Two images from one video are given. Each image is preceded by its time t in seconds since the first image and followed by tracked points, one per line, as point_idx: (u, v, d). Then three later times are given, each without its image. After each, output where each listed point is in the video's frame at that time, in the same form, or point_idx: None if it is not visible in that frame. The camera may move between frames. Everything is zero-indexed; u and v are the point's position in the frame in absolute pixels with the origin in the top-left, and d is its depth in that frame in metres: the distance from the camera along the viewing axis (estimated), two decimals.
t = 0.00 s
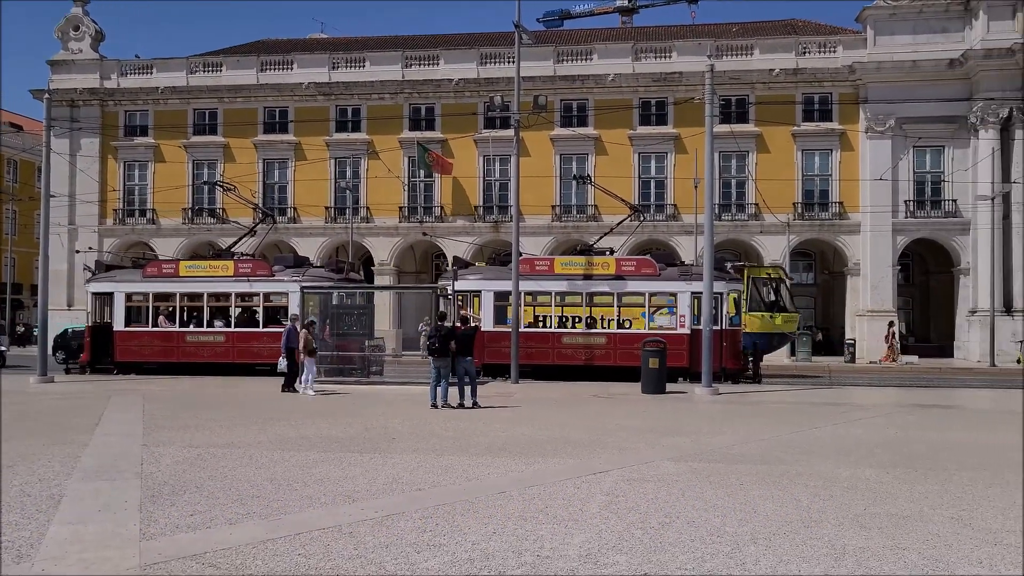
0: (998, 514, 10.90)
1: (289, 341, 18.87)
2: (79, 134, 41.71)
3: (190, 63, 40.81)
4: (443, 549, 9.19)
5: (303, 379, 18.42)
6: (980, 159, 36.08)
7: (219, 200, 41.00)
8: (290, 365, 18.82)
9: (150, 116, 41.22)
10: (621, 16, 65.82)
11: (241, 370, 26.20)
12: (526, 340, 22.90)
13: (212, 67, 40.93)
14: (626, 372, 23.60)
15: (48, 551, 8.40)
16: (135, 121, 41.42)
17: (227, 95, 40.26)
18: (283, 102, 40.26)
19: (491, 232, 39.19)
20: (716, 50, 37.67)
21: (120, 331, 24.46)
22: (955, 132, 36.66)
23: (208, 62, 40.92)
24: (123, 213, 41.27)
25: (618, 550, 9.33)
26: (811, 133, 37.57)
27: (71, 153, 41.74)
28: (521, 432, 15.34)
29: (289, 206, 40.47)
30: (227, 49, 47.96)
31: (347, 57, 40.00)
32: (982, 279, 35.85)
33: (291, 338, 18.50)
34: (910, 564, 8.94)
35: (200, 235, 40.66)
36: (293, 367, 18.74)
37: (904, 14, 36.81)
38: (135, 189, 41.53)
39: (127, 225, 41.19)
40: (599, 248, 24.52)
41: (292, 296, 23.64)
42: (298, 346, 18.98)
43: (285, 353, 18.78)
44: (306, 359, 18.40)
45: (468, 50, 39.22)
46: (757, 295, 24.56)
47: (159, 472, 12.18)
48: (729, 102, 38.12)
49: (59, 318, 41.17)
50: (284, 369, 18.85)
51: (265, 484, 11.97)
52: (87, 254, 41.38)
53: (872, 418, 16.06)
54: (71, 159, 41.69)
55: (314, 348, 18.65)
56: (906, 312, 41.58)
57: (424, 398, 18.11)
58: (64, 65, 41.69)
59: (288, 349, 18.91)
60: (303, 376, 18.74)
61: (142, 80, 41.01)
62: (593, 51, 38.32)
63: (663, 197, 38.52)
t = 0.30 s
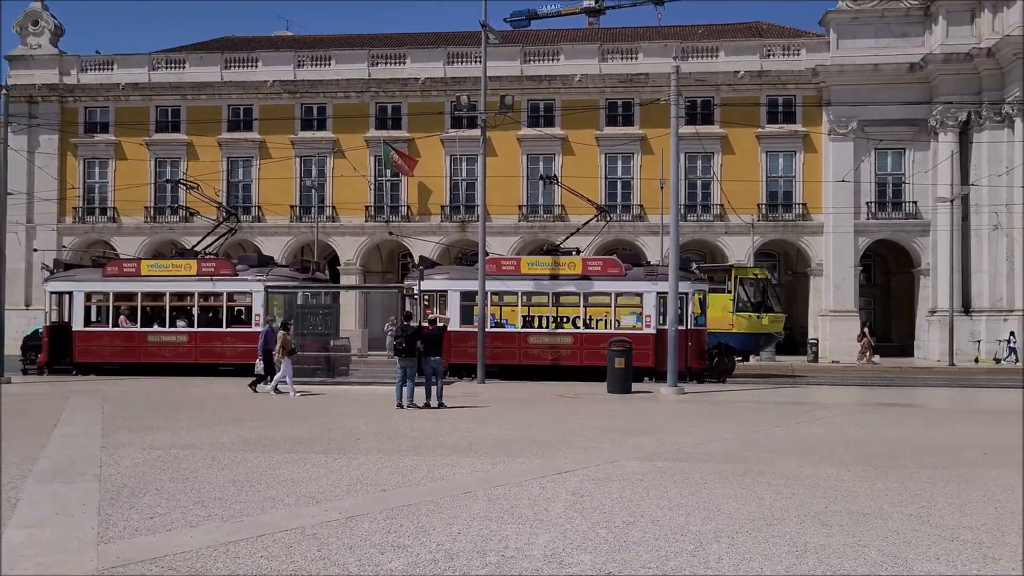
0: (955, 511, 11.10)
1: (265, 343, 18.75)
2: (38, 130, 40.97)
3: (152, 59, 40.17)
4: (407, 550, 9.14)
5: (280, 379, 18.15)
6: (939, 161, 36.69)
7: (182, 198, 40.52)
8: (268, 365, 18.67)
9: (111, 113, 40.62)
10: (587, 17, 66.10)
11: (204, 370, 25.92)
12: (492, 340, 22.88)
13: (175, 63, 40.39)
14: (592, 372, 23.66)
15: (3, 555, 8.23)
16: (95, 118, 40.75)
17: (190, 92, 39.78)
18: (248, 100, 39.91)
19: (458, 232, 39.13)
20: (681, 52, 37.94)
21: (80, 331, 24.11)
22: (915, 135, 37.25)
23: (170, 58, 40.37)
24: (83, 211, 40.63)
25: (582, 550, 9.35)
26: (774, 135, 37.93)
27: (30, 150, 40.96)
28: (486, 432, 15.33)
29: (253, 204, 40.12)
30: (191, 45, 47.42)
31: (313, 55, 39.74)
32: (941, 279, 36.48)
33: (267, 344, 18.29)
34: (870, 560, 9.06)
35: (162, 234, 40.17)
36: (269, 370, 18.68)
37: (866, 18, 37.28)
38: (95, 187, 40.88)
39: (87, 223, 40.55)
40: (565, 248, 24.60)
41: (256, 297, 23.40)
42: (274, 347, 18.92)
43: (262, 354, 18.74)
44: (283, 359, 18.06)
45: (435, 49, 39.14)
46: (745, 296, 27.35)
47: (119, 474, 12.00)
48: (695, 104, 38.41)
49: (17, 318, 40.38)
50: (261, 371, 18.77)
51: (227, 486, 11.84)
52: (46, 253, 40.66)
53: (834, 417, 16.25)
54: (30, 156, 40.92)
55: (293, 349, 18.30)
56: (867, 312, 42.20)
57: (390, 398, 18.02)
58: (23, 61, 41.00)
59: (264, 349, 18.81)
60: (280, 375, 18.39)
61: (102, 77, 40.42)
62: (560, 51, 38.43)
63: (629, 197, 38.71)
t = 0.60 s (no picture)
0: (899, 506, 11.31)
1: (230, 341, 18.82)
2: None
3: (98, 53, 39.37)
4: (357, 551, 9.06)
5: (245, 380, 17.79)
6: (886, 164, 37.44)
7: (129, 195, 39.74)
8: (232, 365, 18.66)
9: (55, 107, 39.71)
10: (542, 17, 66.39)
11: (152, 370, 25.47)
12: (446, 340, 22.84)
13: (122, 57, 39.60)
14: (547, 371, 23.70)
15: None
16: (38, 112, 39.74)
17: (137, 87, 39.08)
18: (198, 96, 39.35)
19: (412, 231, 38.99)
20: (635, 53, 38.22)
21: (22, 330, 23.55)
22: (863, 138, 38.10)
23: (116, 52, 39.59)
24: (26, 208, 39.66)
25: (533, 549, 9.34)
26: (726, 137, 38.34)
27: None
28: (437, 432, 15.27)
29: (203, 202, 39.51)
30: (139, 40, 46.59)
31: (264, 51, 39.33)
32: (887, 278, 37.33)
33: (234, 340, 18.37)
34: (817, 556, 9.19)
35: (110, 232, 39.43)
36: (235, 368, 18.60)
37: (816, 22, 38.00)
38: (39, 183, 39.90)
39: (30, 220, 39.59)
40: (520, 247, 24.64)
41: (207, 295, 23.25)
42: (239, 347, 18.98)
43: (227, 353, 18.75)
44: (249, 357, 17.80)
45: (389, 47, 38.98)
46: (723, 296, 27.52)
47: (60, 478, 11.72)
48: (648, 105, 38.68)
49: None
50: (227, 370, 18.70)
51: (173, 488, 11.62)
52: None
53: (784, 415, 16.48)
54: None
55: (258, 348, 18.06)
56: (816, 312, 42.88)
57: (341, 399, 17.86)
58: None
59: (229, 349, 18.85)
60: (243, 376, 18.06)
61: (46, 70, 39.51)
62: (515, 51, 38.49)
63: (583, 198, 38.86)
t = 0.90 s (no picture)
0: (837, 502, 11.53)
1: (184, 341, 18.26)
2: None
3: (33, 46, 38.48)
4: (298, 553, 8.93)
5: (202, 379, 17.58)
6: (825, 167, 38.24)
7: (64, 191, 38.75)
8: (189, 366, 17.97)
9: None
10: (489, 16, 66.52)
11: (89, 371, 24.89)
12: (391, 339, 22.72)
13: (58, 50, 38.70)
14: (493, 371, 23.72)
15: None
16: None
17: (74, 79, 38.08)
18: (136, 90, 38.54)
19: (357, 230, 38.75)
20: (581, 55, 38.47)
21: None
22: (803, 141, 38.89)
23: (52, 45, 38.67)
24: None
25: (476, 549, 9.31)
26: (671, 138, 38.81)
27: None
28: (382, 432, 15.17)
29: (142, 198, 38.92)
30: (76, 32, 45.51)
31: (206, 46, 38.76)
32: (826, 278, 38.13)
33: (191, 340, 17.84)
34: (756, 552, 9.31)
35: (42, 228, 37.84)
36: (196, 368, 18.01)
37: (758, 27, 38.65)
38: None
39: None
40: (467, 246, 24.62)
41: (144, 294, 22.77)
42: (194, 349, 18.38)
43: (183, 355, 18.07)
44: (206, 357, 17.58)
45: (334, 43, 38.67)
46: (695, 296, 27.09)
47: None
48: (594, 106, 38.93)
49: None
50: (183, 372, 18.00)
51: (108, 491, 11.34)
52: None
53: (726, 413, 16.71)
54: None
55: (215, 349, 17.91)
56: (758, 312, 43.57)
57: (283, 399, 17.62)
58: None
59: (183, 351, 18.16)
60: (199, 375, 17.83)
61: None
62: (462, 50, 38.46)
63: (529, 198, 39.03)
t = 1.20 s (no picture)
0: (787, 498, 11.67)
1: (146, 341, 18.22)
2: None
3: None
4: (249, 555, 8.80)
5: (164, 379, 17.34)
6: (778, 167, 38.80)
7: (10, 187, 37.87)
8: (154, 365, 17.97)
9: None
10: (445, 14, 66.38)
11: (35, 370, 24.33)
12: (346, 338, 22.55)
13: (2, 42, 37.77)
14: (448, 370, 23.67)
15: None
16: None
17: (20, 73, 37.44)
18: (84, 84, 37.76)
19: (311, 227, 38.43)
20: (537, 54, 38.53)
21: None
22: (756, 143, 39.40)
23: None
24: None
25: (430, 548, 9.26)
26: (627, 138, 39.06)
27: None
28: (336, 432, 15.04)
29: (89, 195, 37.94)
30: (22, 24, 44.42)
31: (156, 40, 38.05)
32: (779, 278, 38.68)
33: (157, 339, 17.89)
34: (709, 548, 9.39)
35: None
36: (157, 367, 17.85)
37: (712, 28, 39.08)
38: None
39: None
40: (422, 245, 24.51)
41: (92, 292, 22.34)
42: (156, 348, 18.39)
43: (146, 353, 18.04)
44: (167, 356, 17.29)
45: (289, 39, 38.17)
46: (673, 294, 27.19)
47: None
48: (551, 105, 39.06)
49: None
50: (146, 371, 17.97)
51: (53, 494, 11.08)
52: None
53: (680, 411, 16.86)
54: None
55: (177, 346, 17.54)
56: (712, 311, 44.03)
57: (235, 399, 17.37)
58: None
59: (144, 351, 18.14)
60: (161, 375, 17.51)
61: None
62: (418, 47, 38.29)
63: (486, 196, 39.00)
